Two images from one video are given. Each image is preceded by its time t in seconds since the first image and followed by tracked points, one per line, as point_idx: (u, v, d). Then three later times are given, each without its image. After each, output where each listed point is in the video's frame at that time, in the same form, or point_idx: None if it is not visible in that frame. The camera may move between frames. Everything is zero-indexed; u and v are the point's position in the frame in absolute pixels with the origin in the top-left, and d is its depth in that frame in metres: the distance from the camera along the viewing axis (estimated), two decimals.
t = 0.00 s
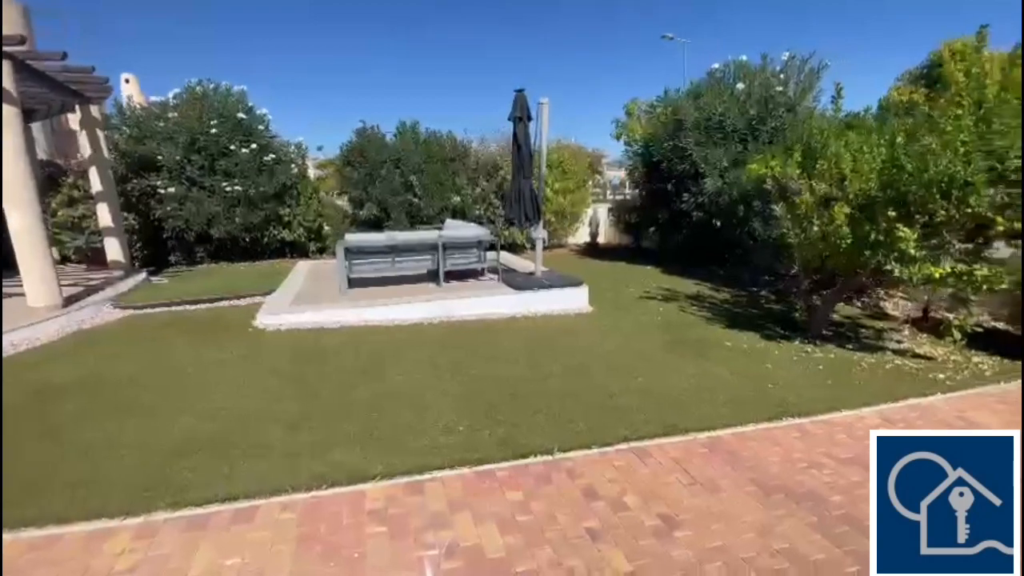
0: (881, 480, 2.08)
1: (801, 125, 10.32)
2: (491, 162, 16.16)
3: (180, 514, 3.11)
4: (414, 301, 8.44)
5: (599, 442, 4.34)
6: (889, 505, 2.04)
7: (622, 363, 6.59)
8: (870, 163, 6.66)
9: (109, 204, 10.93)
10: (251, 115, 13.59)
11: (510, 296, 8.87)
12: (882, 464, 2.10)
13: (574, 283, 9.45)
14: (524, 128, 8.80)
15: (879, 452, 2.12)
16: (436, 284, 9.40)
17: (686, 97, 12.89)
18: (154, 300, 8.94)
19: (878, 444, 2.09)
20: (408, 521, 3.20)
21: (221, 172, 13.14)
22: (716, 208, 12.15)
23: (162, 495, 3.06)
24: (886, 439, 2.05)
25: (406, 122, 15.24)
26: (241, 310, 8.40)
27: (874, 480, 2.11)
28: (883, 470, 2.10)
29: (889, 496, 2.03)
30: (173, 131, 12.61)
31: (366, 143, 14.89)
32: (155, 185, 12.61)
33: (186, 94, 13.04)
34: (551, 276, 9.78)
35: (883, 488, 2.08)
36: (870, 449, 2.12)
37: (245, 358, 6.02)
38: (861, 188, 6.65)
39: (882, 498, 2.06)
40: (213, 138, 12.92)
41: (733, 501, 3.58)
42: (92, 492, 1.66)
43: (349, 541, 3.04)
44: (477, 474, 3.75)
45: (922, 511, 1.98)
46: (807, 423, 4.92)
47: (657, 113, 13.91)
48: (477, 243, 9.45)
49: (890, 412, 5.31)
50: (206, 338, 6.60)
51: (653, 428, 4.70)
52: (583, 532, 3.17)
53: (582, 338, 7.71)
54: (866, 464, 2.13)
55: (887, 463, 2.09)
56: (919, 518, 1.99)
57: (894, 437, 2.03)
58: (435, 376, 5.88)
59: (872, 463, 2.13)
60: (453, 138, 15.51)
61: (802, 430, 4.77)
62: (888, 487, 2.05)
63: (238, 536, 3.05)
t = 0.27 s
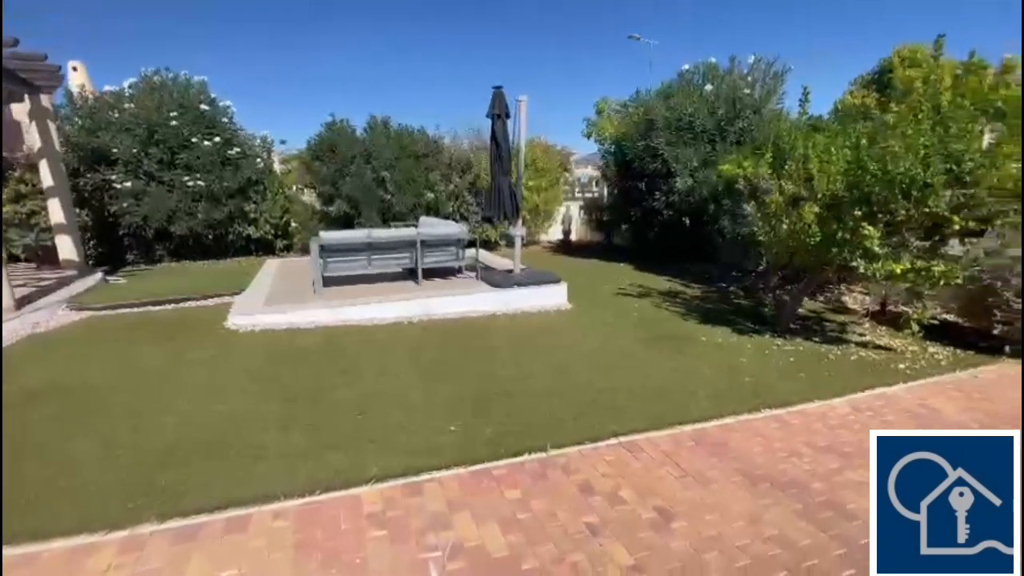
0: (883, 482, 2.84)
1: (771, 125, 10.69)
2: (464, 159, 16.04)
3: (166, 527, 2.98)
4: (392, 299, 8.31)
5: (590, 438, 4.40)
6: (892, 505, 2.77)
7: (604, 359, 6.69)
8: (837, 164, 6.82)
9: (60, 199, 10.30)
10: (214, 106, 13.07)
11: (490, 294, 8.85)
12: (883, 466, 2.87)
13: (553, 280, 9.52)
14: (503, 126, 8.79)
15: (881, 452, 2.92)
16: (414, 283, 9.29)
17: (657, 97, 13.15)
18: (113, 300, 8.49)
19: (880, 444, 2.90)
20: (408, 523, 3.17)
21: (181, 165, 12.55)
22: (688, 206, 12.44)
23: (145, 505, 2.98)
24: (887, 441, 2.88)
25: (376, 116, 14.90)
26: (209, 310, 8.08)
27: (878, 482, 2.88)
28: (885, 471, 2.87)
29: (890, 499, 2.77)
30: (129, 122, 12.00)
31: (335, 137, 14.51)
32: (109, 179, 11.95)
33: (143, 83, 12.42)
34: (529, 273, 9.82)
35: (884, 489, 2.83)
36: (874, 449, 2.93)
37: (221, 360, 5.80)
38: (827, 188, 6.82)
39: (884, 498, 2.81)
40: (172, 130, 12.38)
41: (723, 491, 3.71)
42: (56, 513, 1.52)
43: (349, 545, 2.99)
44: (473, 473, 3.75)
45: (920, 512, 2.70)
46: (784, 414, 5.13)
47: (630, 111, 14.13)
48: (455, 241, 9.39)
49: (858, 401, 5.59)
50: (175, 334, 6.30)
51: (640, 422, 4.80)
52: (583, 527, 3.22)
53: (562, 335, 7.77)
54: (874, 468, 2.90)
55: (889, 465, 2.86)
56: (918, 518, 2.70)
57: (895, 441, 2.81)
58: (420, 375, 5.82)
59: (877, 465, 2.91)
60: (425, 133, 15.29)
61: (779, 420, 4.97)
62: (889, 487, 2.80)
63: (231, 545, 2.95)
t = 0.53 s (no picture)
0: (884, 482, 3.00)
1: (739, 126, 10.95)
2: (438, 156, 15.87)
3: (151, 539, 2.92)
4: (371, 298, 8.13)
5: (583, 434, 4.44)
6: (892, 504, 2.94)
7: (588, 356, 6.75)
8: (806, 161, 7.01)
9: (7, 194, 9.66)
10: (175, 98, 12.50)
11: (471, 292, 8.79)
12: (884, 466, 3.06)
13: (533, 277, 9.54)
14: (482, 122, 8.74)
15: (880, 450, 3.10)
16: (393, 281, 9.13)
17: (631, 96, 13.35)
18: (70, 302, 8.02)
19: (880, 443, 3.08)
20: (411, 526, 3.12)
21: (139, 160, 11.91)
22: (661, 204, 12.66)
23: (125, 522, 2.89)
24: (886, 440, 3.05)
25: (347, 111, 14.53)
26: (178, 311, 7.73)
27: (876, 480, 3.03)
28: (885, 469, 3.04)
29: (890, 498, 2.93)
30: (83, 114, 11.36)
31: (305, 132, 14.09)
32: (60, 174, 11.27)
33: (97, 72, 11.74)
34: (508, 271, 9.81)
35: (885, 489, 2.99)
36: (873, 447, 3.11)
37: (195, 365, 5.56)
38: (801, 187, 6.88)
39: (884, 497, 2.96)
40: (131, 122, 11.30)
41: (716, 482, 3.81)
42: (29, 531, 1.47)
43: (351, 552, 2.91)
44: (471, 473, 3.71)
45: (919, 511, 2.86)
46: (766, 406, 5.30)
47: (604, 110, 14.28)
48: (435, 239, 9.29)
49: (832, 392, 5.84)
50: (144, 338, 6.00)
51: (630, 417, 4.87)
52: (586, 523, 3.25)
53: (544, 332, 7.80)
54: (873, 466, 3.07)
55: (888, 466, 3.05)
56: (918, 517, 2.86)
57: (896, 442, 3.01)
58: (407, 376, 5.73)
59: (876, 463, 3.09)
60: (398, 129, 15.03)
61: (762, 412, 5.13)
62: (888, 486, 2.96)
63: (227, 558, 2.84)
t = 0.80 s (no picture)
0: (886, 483, 3.37)
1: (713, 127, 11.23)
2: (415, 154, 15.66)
3: (140, 556, 2.80)
4: (352, 299, 7.97)
5: (575, 433, 4.45)
6: (895, 503, 3.27)
7: (574, 354, 6.78)
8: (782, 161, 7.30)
9: None
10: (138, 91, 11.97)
11: (454, 292, 8.72)
12: (886, 469, 3.45)
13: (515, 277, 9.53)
14: (464, 121, 8.67)
15: (880, 450, 3.56)
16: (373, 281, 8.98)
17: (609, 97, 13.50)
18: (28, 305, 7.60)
19: (880, 443, 3.55)
20: (410, 532, 3.08)
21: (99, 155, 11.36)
22: (638, 203, 12.84)
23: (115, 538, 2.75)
24: (887, 439, 3.54)
25: (321, 107, 14.17)
26: (147, 313, 7.42)
27: (877, 481, 3.40)
28: (885, 470, 3.45)
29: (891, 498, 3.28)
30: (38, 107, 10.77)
31: (277, 128, 13.70)
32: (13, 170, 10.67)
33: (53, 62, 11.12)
34: (491, 270, 9.76)
35: (887, 490, 3.35)
36: (874, 447, 3.57)
37: (172, 369, 5.35)
38: (779, 187, 7.09)
39: (886, 497, 3.31)
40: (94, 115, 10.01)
41: (708, 477, 3.89)
42: None
43: (351, 561, 2.85)
44: (467, 476, 3.68)
45: (919, 511, 3.22)
46: (749, 401, 5.43)
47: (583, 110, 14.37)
48: (416, 238, 9.17)
49: (810, 386, 6.03)
50: (114, 341, 5.74)
51: (620, 415, 4.92)
52: (585, 522, 3.27)
53: (529, 331, 7.81)
54: (874, 467, 3.47)
55: (889, 468, 3.45)
56: (918, 516, 3.21)
57: (897, 444, 3.50)
58: (393, 377, 5.64)
59: (877, 464, 3.50)
60: (374, 126, 14.76)
61: (745, 407, 5.26)
62: (889, 486, 3.34)
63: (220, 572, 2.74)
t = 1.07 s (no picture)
0: (887, 483, 3.49)
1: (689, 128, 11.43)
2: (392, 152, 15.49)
3: (131, 574, 2.70)
4: (334, 301, 7.82)
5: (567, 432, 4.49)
6: (895, 504, 3.38)
7: (560, 354, 6.82)
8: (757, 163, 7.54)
9: None
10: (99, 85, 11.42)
11: (436, 292, 8.65)
12: (886, 469, 3.56)
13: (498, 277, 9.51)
14: (446, 120, 8.59)
15: (880, 450, 3.68)
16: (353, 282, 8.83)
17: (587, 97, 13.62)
18: None
19: (880, 444, 3.67)
20: (412, 539, 3.05)
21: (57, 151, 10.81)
22: (616, 203, 13.01)
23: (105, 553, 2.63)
24: (886, 439, 3.67)
25: (294, 103, 13.82)
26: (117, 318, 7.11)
27: (878, 481, 3.51)
28: (885, 470, 3.56)
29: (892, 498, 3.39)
30: None
31: (249, 124, 13.30)
32: None
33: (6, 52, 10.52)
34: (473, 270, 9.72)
35: (887, 490, 3.46)
36: (875, 447, 3.69)
37: (149, 376, 5.15)
38: (755, 188, 7.28)
39: (885, 497, 3.42)
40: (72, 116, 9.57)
41: (700, 473, 3.98)
42: None
43: (354, 571, 2.81)
44: (465, 480, 3.67)
45: (920, 511, 3.32)
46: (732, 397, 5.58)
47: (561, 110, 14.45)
48: (397, 238, 9.05)
49: (788, 381, 6.24)
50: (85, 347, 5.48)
51: (610, 414, 4.98)
52: (585, 521, 3.30)
53: (514, 331, 7.82)
54: (875, 467, 3.59)
55: (889, 468, 3.56)
56: (918, 517, 3.31)
57: (896, 443, 3.62)
58: (381, 380, 5.57)
59: (878, 464, 3.61)
60: (350, 124, 14.49)
61: (729, 403, 5.41)
62: (889, 486, 3.45)
63: None
